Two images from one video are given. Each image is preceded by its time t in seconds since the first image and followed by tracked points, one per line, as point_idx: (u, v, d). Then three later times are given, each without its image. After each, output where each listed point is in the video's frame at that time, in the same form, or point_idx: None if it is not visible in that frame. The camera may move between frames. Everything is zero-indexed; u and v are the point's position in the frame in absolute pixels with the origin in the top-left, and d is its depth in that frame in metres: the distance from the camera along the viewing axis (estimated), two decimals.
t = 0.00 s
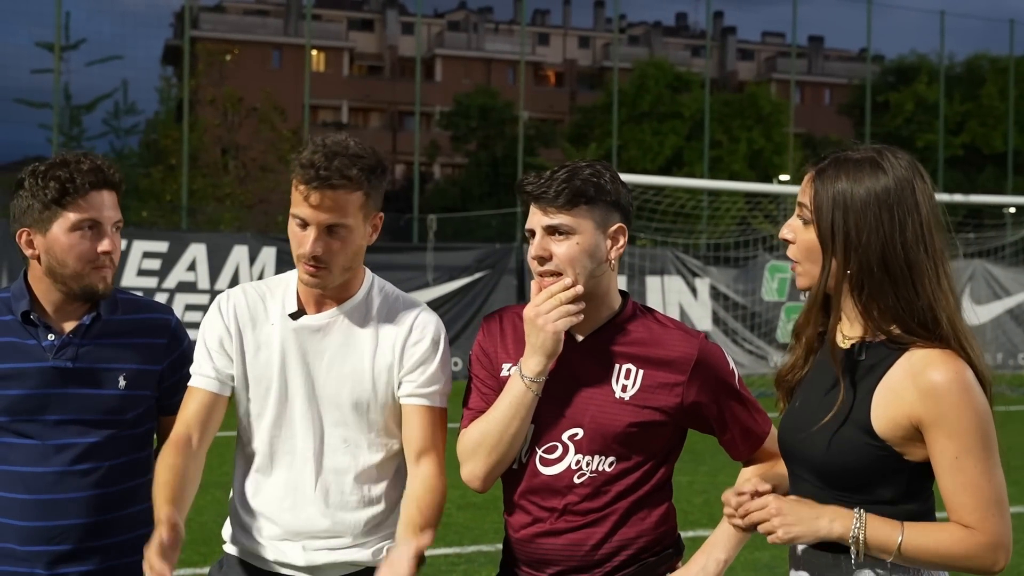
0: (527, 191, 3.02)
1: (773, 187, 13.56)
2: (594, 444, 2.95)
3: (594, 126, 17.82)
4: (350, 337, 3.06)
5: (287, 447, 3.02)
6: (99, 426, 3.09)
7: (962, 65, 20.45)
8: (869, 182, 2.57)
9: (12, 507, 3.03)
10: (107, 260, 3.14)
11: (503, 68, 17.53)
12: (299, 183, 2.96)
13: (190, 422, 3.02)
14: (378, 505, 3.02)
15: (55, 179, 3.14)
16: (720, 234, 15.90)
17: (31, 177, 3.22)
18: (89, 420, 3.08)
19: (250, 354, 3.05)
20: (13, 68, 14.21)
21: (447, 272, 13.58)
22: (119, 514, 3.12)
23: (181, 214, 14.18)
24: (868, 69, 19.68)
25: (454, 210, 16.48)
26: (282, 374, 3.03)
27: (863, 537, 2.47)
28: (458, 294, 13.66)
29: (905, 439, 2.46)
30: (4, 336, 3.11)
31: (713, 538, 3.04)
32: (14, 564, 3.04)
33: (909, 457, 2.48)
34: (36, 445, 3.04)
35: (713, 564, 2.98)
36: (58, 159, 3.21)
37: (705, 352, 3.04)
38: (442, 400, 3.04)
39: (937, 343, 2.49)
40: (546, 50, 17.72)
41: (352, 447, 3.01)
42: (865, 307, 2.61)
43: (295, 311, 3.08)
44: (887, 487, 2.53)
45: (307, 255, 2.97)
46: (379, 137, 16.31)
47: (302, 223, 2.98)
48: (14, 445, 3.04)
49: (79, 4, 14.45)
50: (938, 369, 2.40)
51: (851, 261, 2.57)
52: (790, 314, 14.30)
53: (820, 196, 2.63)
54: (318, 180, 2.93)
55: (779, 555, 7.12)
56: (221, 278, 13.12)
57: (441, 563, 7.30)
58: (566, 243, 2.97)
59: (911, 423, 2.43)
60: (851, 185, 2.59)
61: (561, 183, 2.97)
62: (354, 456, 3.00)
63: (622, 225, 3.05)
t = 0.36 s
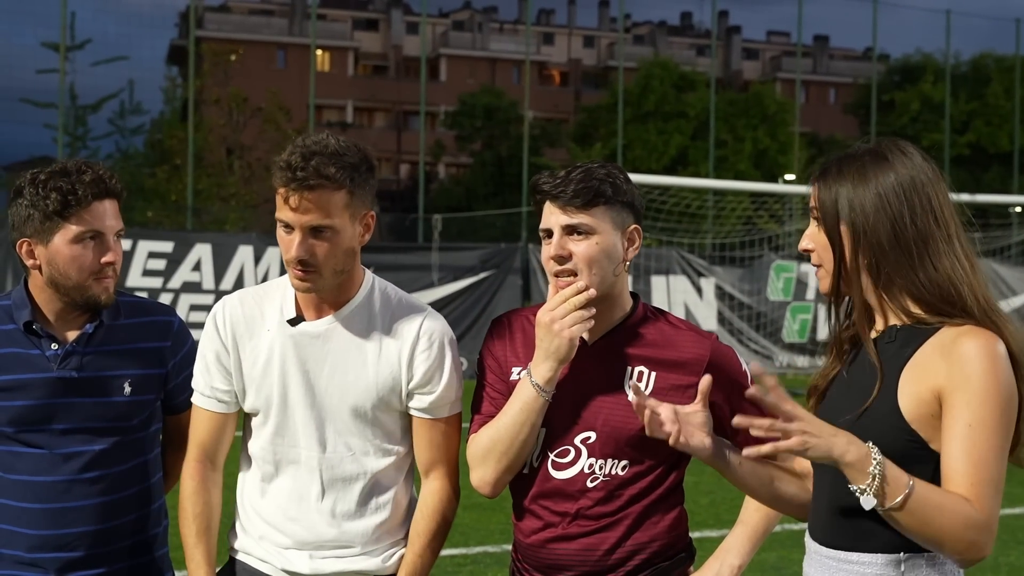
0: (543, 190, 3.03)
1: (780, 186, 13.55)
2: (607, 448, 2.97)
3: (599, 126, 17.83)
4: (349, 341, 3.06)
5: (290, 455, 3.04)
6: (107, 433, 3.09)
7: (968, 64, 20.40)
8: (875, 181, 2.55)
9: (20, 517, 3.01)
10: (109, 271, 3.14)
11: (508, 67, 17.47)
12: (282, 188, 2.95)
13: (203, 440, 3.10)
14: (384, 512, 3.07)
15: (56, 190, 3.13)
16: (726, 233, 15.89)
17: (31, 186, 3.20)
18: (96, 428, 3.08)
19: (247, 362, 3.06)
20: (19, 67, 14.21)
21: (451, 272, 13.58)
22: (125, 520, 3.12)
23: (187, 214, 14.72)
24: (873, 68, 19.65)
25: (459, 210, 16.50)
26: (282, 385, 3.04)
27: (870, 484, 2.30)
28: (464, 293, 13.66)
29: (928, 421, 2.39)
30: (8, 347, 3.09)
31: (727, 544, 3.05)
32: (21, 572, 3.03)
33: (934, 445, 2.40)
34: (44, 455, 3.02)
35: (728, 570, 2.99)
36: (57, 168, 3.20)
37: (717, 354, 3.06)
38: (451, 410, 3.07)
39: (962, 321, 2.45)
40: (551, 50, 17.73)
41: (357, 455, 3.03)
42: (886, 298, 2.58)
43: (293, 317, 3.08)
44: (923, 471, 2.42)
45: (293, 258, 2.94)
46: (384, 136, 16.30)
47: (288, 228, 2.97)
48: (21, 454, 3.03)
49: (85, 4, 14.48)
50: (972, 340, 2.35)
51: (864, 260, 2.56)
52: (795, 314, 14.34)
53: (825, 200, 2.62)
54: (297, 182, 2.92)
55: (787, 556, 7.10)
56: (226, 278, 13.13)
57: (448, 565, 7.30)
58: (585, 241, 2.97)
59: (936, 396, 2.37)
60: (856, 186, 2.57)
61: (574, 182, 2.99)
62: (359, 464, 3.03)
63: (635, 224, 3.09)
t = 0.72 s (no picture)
0: (552, 170, 3.01)
1: (782, 184, 13.54)
2: (613, 429, 2.94)
3: (603, 125, 17.85)
4: (347, 313, 3.07)
5: (291, 433, 3.00)
6: (102, 410, 3.04)
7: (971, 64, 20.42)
8: (884, 154, 2.47)
9: (13, 493, 2.98)
10: (105, 244, 3.12)
11: (512, 67, 17.54)
12: (284, 147, 3.02)
13: (193, 425, 3.06)
14: (386, 489, 3.06)
15: (54, 161, 3.12)
16: (729, 231, 15.87)
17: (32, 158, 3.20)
18: (90, 405, 3.02)
19: (240, 338, 3.02)
20: (23, 66, 14.21)
21: (455, 270, 13.57)
22: (122, 500, 3.06)
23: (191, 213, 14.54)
24: (878, 67, 19.59)
25: (462, 209, 16.52)
26: (281, 361, 3.01)
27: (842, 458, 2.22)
28: (468, 290, 13.64)
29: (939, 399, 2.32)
30: (5, 320, 3.06)
31: (733, 528, 2.99)
32: (13, 550, 2.99)
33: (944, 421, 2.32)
34: (37, 431, 2.98)
35: (733, 553, 2.92)
36: (58, 141, 3.20)
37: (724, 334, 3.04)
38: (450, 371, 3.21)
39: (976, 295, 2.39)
40: (554, 49, 17.68)
41: (361, 429, 3.03)
42: (889, 272, 2.52)
43: (290, 291, 3.08)
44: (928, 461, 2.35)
45: (304, 217, 3.00)
46: (388, 136, 16.26)
47: (293, 186, 3.03)
48: (14, 430, 3.00)
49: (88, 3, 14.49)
50: (981, 315, 2.27)
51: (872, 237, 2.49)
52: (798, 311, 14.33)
53: (829, 174, 2.55)
54: (304, 132, 3.00)
55: (793, 549, 7.06)
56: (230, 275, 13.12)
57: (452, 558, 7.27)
58: (597, 221, 2.95)
59: (940, 366, 2.30)
60: (864, 160, 2.49)
61: (580, 162, 2.96)
62: (361, 436, 3.03)
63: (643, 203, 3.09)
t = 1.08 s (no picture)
0: (592, 164, 2.99)
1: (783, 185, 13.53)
2: (613, 432, 2.94)
3: (604, 126, 17.85)
4: (350, 314, 3.08)
5: (293, 434, 3.01)
6: (90, 411, 3.03)
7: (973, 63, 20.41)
8: (887, 152, 2.53)
9: None
10: (100, 243, 3.11)
11: (513, 68, 17.53)
12: (301, 151, 3.05)
13: (195, 428, 3.04)
14: (387, 492, 3.07)
15: (51, 158, 3.12)
16: (731, 231, 15.87)
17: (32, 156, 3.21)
18: (79, 406, 3.02)
19: (243, 341, 3.02)
20: (24, 67, 14.22)
21: (457, 270, 13.59)
22: (108, 505, 3.05)
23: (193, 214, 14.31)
24: (879, 67, 19.60)
25: (464, 209, 16.53)
26: (285, 362, 3.01)
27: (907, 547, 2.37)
28: (469, 291, 13.65)
29: (940, 413, 2.38)
30: None
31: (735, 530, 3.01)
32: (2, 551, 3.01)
33: (948, 434, 2.40)
34: (23, 429, 3.00)
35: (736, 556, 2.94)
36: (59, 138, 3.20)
37: (721, 335, 3.00)
38: (450, 377, 3.25)
39: (969, 305, 2.44)
40: (556, 50, 17.62)
41: (364, 430, 3.04)
42: (890, 272, 2.56)
43: (292, 293, 3.08)
44: (927, 468, 2.43)
45: (324, 217, 3.02)
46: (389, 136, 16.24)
47: (308, 188, 3.05)
48: None
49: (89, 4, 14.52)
50: (978, 333, 2.34)
51: (877, 237, 2.54)
52: (801, 312, 14.42)
53: (831, 174, 2.61)
54: (325, 130, 3.05)
55: (795, 550, 7.04)
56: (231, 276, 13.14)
57: (454, 559, 7.26)
58: (626, 227, 2.95)
59: (951, 391, 2.35)
60: (867, 158, 2.55)
61: (624, 167, 2.96)
62: (366, 439, 3.04)
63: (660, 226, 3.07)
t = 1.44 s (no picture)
0: (620, 159, 3.05)
1: (799, 184, 13.47)
2: (632, 431, 2.95)
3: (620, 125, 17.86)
4: (375, 309, 3.10)
5: (319, 426, 3.01)
6: (107, 411, 3.02)
7: (990, 62, 20.34)
8: (913, 152, 2.66)
9: (14, 492, 2.97)
10: (119, 241, 3.11)
11: (528, 67, 17.46)
12: (334, 147, 3.08)
13: (217, 422, 3.00)
14: (406, 488, 3.09)
15: (72, 155, 3.11)
16: (747, 231, 15.81)
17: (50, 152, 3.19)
18: (96, 405, 3.00)
19: (270, 335, 3.02)
20: (42, 68, 14.32)
21: (472, 270, 13.59)
22: (125, 503, 3.04)
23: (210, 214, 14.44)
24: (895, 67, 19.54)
25: (480, 209, 16.52)
26: (312, 355, 3.01)
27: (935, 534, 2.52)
28: (484, 291, 13.65)
29: (977, 413, 2.52)
30: (12, 316, 3.05)
31: (753, 527, 3.00)
32: (15, 551, 2.97)
33: (983, 433, 2.54)
34: (41, 429, 2.97)
35: (753, 554, 2.94)
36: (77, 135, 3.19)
37: (745, 336, 2.99)
38: (463, 380, 3.25)
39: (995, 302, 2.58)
40: (571, 50, 17.65)
41: (388, 424, 3.06)
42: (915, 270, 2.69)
43: (319, 290, 3.08)
44: (967, 468, 2.57)
45: (365, 212, 3.05)
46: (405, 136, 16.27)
47: (349, 184, 3.06)
48: (18, 428, 2.98)
49: (107, 5, 14.63)
50: (1008, 332, 2.47)
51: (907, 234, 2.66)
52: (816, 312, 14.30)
53: (856, 176, 2.73)
54: (361, 130, 3.08)
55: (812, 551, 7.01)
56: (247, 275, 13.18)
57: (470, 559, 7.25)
58: (644, 222, 2.98)
59: (983, 390, 2.49)
60: (894, 159, 2.68)
61: (651, 164, 3.01)
62: (390, 433, 3.05)
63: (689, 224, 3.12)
